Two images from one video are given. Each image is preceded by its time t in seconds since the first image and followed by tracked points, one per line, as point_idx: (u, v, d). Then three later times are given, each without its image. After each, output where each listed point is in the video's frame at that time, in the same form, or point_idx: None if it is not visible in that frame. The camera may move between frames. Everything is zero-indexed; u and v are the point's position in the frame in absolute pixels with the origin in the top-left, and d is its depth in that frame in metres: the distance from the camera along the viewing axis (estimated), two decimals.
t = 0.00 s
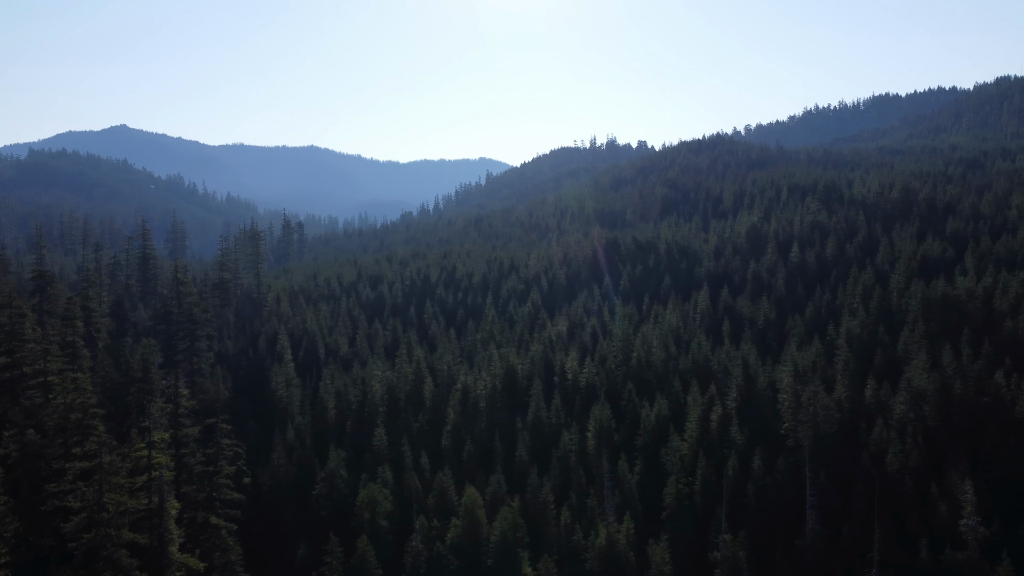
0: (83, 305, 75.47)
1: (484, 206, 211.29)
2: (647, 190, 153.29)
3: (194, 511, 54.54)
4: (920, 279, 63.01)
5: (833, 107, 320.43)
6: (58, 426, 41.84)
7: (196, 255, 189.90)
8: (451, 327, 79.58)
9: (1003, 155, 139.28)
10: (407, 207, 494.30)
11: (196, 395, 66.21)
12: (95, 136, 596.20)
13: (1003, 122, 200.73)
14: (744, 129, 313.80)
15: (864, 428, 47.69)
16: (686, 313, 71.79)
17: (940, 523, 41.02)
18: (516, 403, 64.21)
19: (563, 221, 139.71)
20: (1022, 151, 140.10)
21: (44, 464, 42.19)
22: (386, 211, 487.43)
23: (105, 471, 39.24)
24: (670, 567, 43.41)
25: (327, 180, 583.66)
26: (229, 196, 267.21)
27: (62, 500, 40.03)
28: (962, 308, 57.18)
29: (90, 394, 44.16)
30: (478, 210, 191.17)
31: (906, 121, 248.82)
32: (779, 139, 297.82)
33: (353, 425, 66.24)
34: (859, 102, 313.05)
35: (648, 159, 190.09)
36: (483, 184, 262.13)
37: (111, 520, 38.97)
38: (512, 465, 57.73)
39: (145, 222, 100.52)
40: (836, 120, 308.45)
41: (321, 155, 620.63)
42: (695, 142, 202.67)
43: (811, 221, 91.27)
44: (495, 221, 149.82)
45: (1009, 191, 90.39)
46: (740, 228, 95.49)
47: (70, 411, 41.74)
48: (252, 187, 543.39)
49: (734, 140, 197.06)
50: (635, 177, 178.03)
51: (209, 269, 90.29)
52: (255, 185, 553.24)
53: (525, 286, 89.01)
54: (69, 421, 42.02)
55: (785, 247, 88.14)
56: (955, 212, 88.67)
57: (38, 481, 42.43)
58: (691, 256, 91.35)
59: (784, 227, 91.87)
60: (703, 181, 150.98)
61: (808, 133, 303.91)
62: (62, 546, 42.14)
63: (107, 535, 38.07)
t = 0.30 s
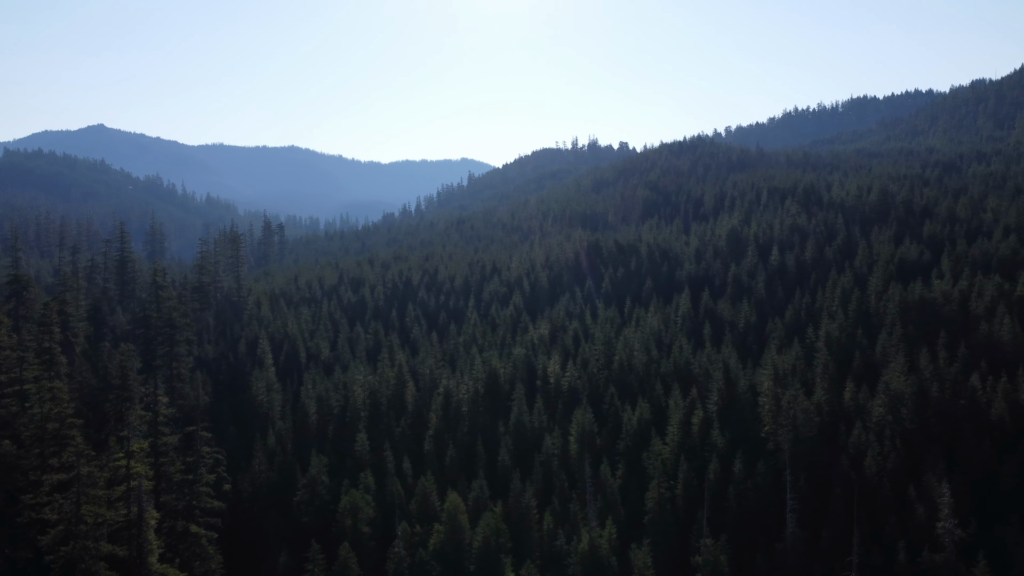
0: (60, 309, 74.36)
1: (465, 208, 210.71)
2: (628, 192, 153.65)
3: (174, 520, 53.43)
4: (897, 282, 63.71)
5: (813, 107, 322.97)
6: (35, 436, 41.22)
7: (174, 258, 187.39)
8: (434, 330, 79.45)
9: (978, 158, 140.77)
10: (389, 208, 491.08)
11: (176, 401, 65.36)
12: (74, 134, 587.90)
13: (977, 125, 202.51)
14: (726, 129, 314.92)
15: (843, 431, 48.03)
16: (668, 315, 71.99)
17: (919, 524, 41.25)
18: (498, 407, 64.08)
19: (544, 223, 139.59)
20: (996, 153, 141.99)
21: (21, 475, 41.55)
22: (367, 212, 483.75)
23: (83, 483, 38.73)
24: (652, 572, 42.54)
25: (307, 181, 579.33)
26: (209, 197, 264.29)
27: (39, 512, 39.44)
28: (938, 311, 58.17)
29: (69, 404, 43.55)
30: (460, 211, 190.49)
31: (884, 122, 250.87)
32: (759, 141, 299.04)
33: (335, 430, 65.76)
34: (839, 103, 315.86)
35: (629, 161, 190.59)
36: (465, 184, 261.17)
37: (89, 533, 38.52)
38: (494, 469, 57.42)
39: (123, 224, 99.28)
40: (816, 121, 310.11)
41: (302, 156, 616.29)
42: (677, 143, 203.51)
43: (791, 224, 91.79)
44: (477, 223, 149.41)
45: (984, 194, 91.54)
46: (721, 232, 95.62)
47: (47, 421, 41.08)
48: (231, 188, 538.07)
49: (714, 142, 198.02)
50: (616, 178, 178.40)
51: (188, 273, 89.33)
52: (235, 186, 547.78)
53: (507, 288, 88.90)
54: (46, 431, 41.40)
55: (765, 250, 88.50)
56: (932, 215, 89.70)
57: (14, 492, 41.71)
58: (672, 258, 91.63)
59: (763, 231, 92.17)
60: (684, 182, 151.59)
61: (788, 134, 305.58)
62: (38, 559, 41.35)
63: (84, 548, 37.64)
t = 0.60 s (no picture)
0: (37, 312, 73.22)
1: (449, 210, 210.20)
2: (611, 193, 153.69)
3: (155, 529, 51.87)
4: (877, 285, 64.15)
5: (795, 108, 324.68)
6: (11, 447, 40.71)
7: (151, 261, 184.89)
8: (417, 334, 79.16)
9: (956, 161, 141.54)
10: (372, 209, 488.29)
11: (156, 406, 64.48)
12: (54, 131, 580.26)
13: (955, 126, 203.48)
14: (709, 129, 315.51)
15: (824, 434, 48.27)
16: (651, 318, 72.10)
17: (897, 528, 41.52)
18: (482, 411, 63.85)
19: (527, 226, 139.24)
20: (974, 155, 143.38)
21: None
22: (350, 213, 480.42)
23: (62, 496, 38.62)
24: None
25: (291, 183, 575.86)
26: (189, 198, 261.29)
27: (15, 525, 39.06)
28: (917, 313, 58.55)
29: (46, 413, 43.04)
30: (444, 213, 189.58)
31: (865, 124, 252.18)
32: (740, 142, 299.78)
33: (318, 435, 65.17)
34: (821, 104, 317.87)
35: (612, 162, 190.68)
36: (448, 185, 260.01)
37: (67, 545, 38.68)
38: (478, 473, 57.11)
39: (103, 225, 98.04)
40: (798, 121, 311.57)
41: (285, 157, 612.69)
42: (660, 145, 203.67)
43: (772, 227, 92.06)
44: (459, 225, 148.78)
45: (962, 197, 92.19)
46: (703, 235, 95.48)
47: (24, 431, 40.61)
48: (213, 189, 532.89)
49: (697, 144, 198.36)
50: (599, 180, 178.33)
51: (169, 276, 88.32)
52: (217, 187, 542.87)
53: (490, 291, 88.67)
54: (23, 441, 40.91)
55: (747, 253, 88.62)
56: (911, 218, 90.36)
57: None
58: (655, 260, 91.72)
59: (745, 233, 92.26)
60: (666, 183, 151.90)
61: (770, 135, 306.96)
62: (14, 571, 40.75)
63: (62, 562, 37.62)
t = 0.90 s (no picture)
0: (14, 316, 72.09)
1: (432, 211, 209.59)
2: (594, 194, 153.68)
3: (135, 538, 50.90)
4: (857, 288, 64.57)
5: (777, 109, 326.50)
6: None
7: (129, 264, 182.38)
8: (399, 337, 78.82)
9: (933, 163, 142.32)
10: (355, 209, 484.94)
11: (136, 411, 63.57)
12: (32, 129, 573.10)
13: (933, 129, 204.62)
14: (691, 131, 315.97)
15: (804, 438, 48.44)
16: (634, 322, 72.20)
17: (877, 530, 41.68)
18: (465, 415, 63.59)
19: (509, 228, 138.82)
20: (952, 157, 144.74)
21: None
22: (333, 213, 476.63)
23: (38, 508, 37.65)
24: None
25: (274, 184, 571.38)
26: (169, 199, 258.38)
27: None
28: (897, 316, 58.89)
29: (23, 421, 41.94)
30: (427, 214, 188.67)
31: (845, 125, 252.97)
32: (722, 144, 300.50)
33: (300, 441, 64.58)
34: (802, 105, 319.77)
35: (596, 163, 190.84)
36: (431, 186, 258.58)
37: (44, 558, 38.06)
38: (461, 479, 56.73)
39: (81, 227, 96.81)
40: (778, 123, 312.55)
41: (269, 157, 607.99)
42: (643, 146, 203.78)
43: (753, 230, 92.27)
44: (442, 227, 148.19)
45: (940, 200, 92.87)
46: (685, 238, 95.22)
47: None
48: (195, 189, 527.23)
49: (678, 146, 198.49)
50: (582, 181, 178.13)
51: (149, 279, 87.35)
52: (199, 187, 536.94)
53: (473, 294, 88.51)
54: None
55: (728, 255, 88.81)
56: (890, 220, 90.85)
57: None
58: (637, 262, 91.82)
59: (727, 237, 92.25)
60: (649, 185, 152.26)
61: (752, 137, 308.30)
62: None
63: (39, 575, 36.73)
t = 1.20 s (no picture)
0: None
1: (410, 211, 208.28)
2: (571, 197, 153.54)
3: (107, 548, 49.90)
4: (830, 291, 65.19)
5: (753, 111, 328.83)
6: None
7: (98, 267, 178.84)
8: (376, 341, 78.32)
9: (905, 167, 143.85)
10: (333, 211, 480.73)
11: (108, 417, 62.37)
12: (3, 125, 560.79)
13: (905, 132, 206.75)
14: (669, 132, 317.14)
15: (779, 441, 48.74)
16: (610, 325, 72.30)
17: (850, 532, 41.98)
18: (442, 420, 63.26)
19: (485, 230, 138.17)
20: (922, 160, 146.46)
21: None
22: (310, 215, 472.12)
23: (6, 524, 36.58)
24: None
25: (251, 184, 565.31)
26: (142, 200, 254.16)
27: None
28: (869, 319, 59.41)
29: None
30: (404, 216, 187.40)
31: (819, 128, 254.70)
32: (697, 147, 301.39)
33: (276, 446, 63.79)
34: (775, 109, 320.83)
35: (574, 164, 190.97)
36: (408, 187, 256.49)
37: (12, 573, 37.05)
38: (438, 484, 56.28)
39: (51, 228, 94.89)
40: (753, 126, 314.20)
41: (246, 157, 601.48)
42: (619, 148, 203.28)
43: (729, 233, 92.58)
44: (419, 229, 147.35)
45: (911, 203, 94.04)
46: (662, 240, 95.75)
47: None
48: (170, 189, 519.54)
49: (654, 149, 198.22)
50: (559, 184, 177.59)
51: (121, 281, 85.87)
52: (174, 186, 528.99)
53: (451, 297, 88.21)
54: None
55: (704, 258, 89.09)
56: (862, 223, 91.45)
57: None
58: (614, 264, 91.96)
59: (703, 239, 92.63)
60: (627, 187, 152.66)
61: (727, 140, 309.98)
62: None
63: None
